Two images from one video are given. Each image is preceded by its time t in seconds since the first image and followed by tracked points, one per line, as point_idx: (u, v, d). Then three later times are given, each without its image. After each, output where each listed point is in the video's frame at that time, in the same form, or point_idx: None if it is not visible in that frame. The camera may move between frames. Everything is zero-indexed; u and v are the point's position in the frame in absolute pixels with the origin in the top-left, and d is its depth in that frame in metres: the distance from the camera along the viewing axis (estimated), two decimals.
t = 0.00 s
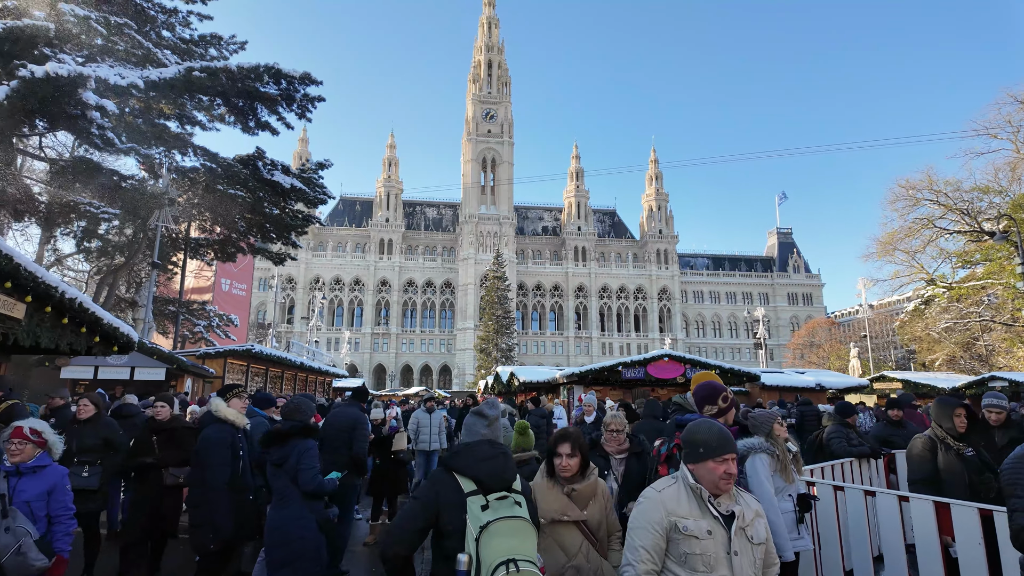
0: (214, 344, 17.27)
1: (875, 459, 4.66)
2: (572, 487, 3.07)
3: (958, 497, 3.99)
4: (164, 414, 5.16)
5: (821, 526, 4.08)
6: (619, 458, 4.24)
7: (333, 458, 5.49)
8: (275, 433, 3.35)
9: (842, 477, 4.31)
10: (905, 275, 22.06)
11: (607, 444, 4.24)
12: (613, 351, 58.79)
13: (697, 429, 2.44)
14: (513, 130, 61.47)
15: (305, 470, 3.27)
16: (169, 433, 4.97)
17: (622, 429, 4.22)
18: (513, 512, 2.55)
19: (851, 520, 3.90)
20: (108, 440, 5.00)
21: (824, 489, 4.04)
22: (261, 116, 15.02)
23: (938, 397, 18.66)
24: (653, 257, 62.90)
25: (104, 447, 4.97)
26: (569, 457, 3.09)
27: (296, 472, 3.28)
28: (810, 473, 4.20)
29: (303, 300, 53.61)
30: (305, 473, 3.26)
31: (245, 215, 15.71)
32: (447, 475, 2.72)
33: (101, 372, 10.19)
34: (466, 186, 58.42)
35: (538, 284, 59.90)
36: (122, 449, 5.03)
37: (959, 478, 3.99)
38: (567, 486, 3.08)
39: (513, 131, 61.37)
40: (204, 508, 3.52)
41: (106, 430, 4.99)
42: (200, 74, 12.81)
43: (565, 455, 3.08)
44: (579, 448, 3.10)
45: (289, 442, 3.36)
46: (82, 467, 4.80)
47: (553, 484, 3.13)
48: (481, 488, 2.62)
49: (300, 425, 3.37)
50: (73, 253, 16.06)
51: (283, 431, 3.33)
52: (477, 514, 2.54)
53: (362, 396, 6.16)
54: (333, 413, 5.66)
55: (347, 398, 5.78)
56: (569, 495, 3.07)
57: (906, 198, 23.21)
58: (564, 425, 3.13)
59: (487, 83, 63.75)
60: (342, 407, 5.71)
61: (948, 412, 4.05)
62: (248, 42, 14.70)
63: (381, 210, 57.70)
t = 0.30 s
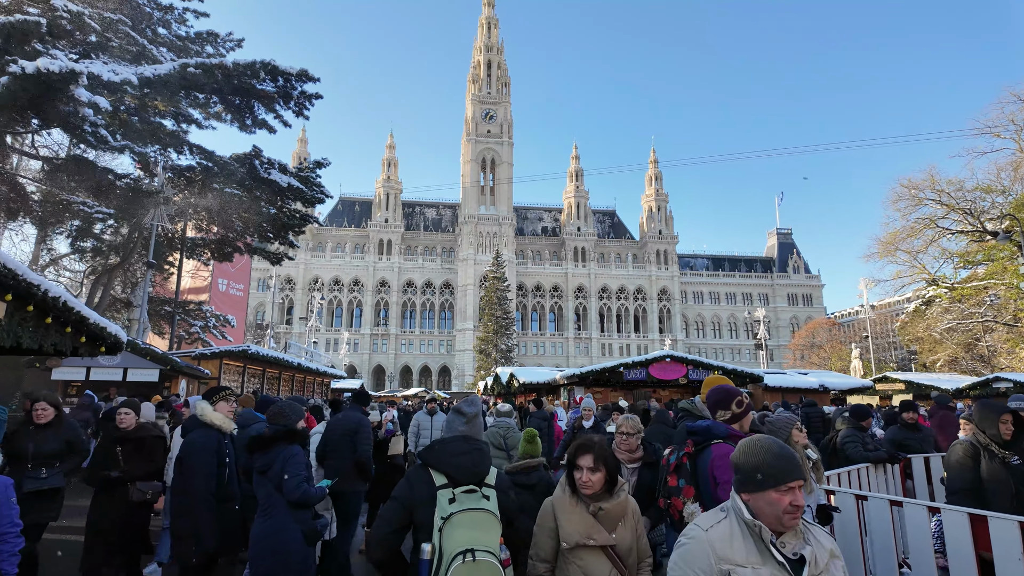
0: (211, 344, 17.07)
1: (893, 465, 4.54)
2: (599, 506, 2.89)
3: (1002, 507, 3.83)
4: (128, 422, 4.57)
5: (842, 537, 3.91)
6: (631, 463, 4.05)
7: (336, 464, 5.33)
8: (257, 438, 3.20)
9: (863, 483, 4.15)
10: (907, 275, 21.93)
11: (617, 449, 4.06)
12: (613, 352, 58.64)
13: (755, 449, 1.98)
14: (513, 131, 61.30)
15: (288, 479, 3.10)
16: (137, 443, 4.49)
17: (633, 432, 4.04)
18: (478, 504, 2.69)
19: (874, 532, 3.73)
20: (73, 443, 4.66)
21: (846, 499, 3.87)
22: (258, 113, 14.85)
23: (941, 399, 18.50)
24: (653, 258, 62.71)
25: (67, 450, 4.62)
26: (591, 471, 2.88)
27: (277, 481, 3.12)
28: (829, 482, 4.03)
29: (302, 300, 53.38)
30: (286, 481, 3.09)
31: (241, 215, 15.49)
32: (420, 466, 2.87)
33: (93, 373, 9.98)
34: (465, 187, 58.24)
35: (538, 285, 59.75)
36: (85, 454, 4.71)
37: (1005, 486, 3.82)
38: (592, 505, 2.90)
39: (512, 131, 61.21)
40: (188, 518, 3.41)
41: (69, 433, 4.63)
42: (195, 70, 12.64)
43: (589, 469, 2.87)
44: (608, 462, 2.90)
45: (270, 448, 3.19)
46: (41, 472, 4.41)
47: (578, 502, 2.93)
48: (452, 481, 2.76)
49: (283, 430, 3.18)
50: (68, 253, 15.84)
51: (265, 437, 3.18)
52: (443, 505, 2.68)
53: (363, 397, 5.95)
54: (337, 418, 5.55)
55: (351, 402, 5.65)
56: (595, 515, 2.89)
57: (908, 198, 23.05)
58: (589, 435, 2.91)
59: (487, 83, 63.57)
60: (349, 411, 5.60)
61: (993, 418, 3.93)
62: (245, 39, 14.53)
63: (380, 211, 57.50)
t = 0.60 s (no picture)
0: (210, 343, 16.92)
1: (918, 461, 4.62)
2: (639, 526, 2.55)
3: None
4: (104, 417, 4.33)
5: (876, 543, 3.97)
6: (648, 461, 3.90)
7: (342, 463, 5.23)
8: (247, 434, 3.05)
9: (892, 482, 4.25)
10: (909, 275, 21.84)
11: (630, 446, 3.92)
12: (613, 352, 58.49)
13: (844, 438, 1.70)
14: (513, 131, 61.18)
15: (281, 479, 2.94)
16: (111, 438, 4.31)
17: (644, 427, 3.92)
18: (480, 495, 2.76)
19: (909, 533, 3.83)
20: (37, 445, 4.52)
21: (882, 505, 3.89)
22: (257, 110, 14.74)
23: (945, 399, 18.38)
24: (653, 258, 62.60)
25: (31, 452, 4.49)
26: (624, 486, 2.54)
27: (269, 480, 2.98)
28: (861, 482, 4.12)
29: (301, 301, 53.20)
30: (278, 480, 2.94)
31: (240, 212, 15.42)
32: (431, 457, 2.98)
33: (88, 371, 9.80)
34: (465, 187, 58.12)
35: (538, 285, 59.63)
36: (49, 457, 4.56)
37: None
38: (630, 525, 2.57)
39: (512, 132, 61.11)
40: (176, 520, 3.27)
41: (35, 433, 4.50)
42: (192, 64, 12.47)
43: (621, 483, 2.55)
44: (644, 476, 2.57)
45: (262, 443, 3.05)
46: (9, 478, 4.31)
47: (611, 521, 2.61)
48: (457, 472, 2.84)
49: (278, 424, 3.04)
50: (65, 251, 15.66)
51: (258, 432, 3.04)
52: (448, 495, 2.77)
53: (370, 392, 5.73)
54: (343, 414, 5.47)
55: (358, 397, 5.59)
56: (634, 536, 2.56)
57: (912, 198, 22.92)
58: (621, 444, 2.59)
59: (487, 83, 63.47)
60: (355, 407, 5.51)
61: None
62: (244, 35, 14.42)
63: (380, 211, 57.37)
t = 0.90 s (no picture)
0: (210, 342, 16.74)
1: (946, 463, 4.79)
2: (714, 558, 2.00)
3: None
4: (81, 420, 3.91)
5: (916, 546, 4.15)
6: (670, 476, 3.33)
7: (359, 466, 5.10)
8: (245, 436, 2.89)
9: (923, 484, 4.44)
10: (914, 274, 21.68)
11: (645, 457, 3.32)
12: (614, 353, 58.25)
13: None
14: (514, 130, 61.04)
15: (284, 482, 2.77)
16: (90, 447, 3.90)
17: (661, 435, 3.29)
18: (504, 487, 2.91)
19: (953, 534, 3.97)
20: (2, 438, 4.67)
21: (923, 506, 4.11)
22: (258, 106, 14.62)
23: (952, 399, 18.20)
24: (654, 258, 62.41)
25: None
26: (702, 515, 2.02)
27: (271, 482, 2.81)
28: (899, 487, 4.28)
29: (302, 300, 53.01)
30: (279, 484, 2.77)
31: (240, 210, 15.32)
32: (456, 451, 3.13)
33: (86, 370, 9.61)
34: (466, 186, 57.96)
35: (539, 285, 59.45)
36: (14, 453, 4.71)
37: None
38: (703, 555, 2.02)
39: (513, 131, 60.94)
40: (174, 525, 3.14)
41: None
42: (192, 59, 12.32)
43: (699, 510, 2.01)
44: (728, 502, 2.04)
45: (262, 445, 2.89)
46: None
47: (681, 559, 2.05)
48: (481, 466, 2.99)
49: (280, 424, 2.88)
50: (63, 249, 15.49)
51: (256, 432, 2.88)
52: (472, 487, 2.91)
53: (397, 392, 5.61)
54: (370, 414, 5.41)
55: (383, 398, 5.54)
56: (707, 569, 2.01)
57: (917, 196, 22.74)
58: (700, 460, 2.05)
59: (488, 83, 63.28)
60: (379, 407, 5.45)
61: None
62: (244, 30, 14.27)
63: (381, 210, 57.25)
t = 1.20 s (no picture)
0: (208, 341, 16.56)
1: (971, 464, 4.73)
2: None
3: None
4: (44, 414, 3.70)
5: (952, 547, 4.06)
6: (679, 476, 2.93)
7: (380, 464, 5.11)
8: (237, 434, 2.74)
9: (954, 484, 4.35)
10: (916, 272, 21.54)
11: (649, 457, 2.95)
12: (615, 352, 58.12)
13: None
14: (514, 130, 60.90)
15: (279, 484, 2.64)
16: (56, 444, 3.69)
17: (667, 433, 2.91)
18: (508, 479, 2.97)
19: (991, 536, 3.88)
20: None
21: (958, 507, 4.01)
22: (257, 102, 14.51)
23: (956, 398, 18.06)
24: (654, 258, 62.29)
25: None
26: (809, 547, 1.78)
27: (265, 482, 2.67)
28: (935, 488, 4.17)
29: (301, 300, 52.84)
30: (273, 486, 2.64)
31: (239, 206, 15.21)
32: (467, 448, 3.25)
33: (82, 368, 9.44)
34: (466, 186, 57.82)
35: (539, 285, 59.30)
36: None
37: None
38: None
39: (514, 130, 60.77)
40: (162, 527, 3.03)
41: None
42: (190, 54, 12.16)
43: (802, 537, 1.78)
44: (838, 528, 1.79)
45: (257, 444, 2.74)
46: None
47: None
48: (488, 459, 3.10)
49: (276, 422, 2.75)
50: (60, 247, 15.31)
51: (248, 431, 2.74)
52: (479, 479, 3.01)
53: (415, 388, 5.47)
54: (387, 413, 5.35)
55: (404, 396, 5.45)
56: None
57: (920, 194, 22.59)
58: (805, 478, 1.78)
59: (488, 82, 63.11)
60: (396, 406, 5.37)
61: None
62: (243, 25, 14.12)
63: (381, 210, 57.08)
